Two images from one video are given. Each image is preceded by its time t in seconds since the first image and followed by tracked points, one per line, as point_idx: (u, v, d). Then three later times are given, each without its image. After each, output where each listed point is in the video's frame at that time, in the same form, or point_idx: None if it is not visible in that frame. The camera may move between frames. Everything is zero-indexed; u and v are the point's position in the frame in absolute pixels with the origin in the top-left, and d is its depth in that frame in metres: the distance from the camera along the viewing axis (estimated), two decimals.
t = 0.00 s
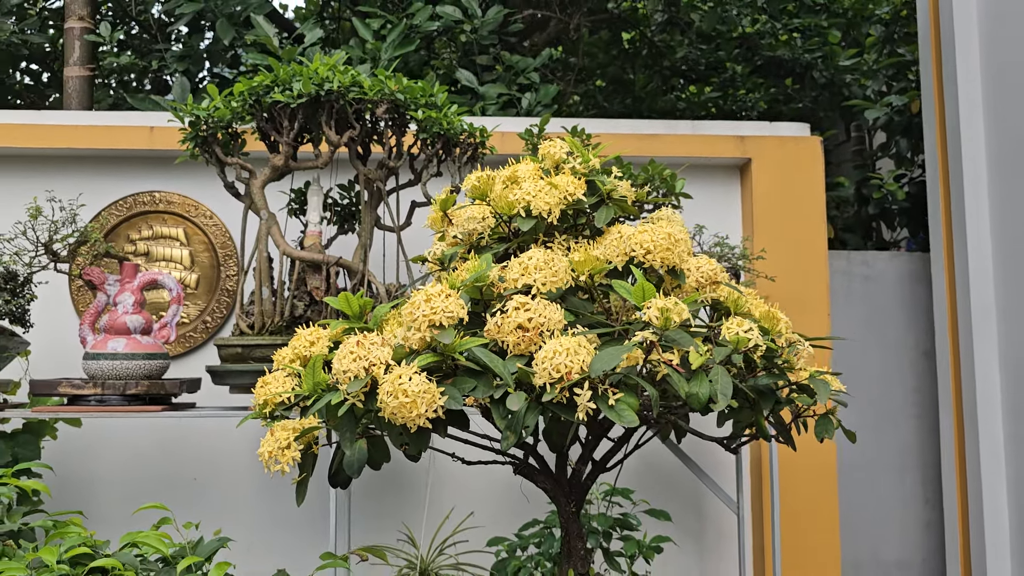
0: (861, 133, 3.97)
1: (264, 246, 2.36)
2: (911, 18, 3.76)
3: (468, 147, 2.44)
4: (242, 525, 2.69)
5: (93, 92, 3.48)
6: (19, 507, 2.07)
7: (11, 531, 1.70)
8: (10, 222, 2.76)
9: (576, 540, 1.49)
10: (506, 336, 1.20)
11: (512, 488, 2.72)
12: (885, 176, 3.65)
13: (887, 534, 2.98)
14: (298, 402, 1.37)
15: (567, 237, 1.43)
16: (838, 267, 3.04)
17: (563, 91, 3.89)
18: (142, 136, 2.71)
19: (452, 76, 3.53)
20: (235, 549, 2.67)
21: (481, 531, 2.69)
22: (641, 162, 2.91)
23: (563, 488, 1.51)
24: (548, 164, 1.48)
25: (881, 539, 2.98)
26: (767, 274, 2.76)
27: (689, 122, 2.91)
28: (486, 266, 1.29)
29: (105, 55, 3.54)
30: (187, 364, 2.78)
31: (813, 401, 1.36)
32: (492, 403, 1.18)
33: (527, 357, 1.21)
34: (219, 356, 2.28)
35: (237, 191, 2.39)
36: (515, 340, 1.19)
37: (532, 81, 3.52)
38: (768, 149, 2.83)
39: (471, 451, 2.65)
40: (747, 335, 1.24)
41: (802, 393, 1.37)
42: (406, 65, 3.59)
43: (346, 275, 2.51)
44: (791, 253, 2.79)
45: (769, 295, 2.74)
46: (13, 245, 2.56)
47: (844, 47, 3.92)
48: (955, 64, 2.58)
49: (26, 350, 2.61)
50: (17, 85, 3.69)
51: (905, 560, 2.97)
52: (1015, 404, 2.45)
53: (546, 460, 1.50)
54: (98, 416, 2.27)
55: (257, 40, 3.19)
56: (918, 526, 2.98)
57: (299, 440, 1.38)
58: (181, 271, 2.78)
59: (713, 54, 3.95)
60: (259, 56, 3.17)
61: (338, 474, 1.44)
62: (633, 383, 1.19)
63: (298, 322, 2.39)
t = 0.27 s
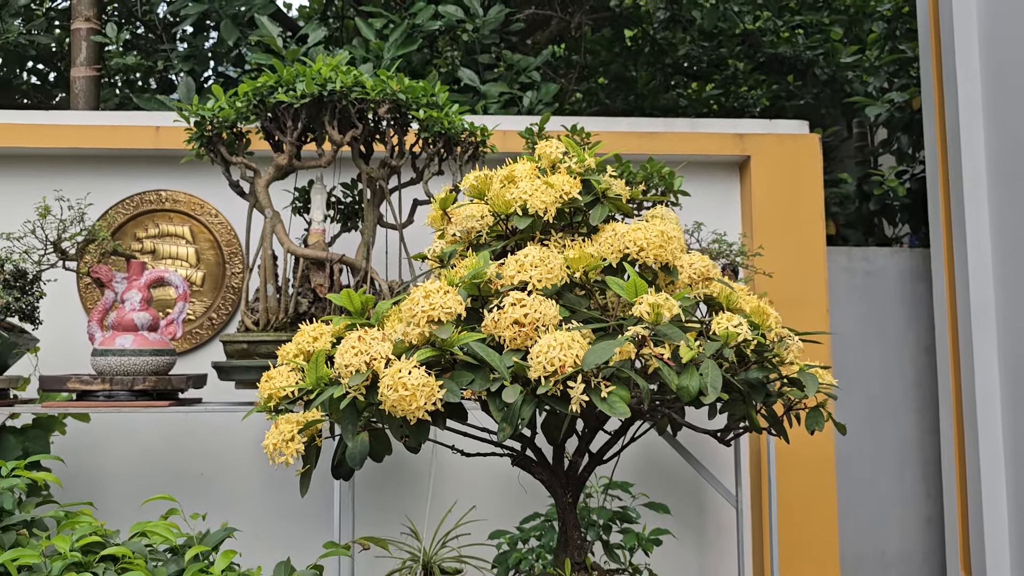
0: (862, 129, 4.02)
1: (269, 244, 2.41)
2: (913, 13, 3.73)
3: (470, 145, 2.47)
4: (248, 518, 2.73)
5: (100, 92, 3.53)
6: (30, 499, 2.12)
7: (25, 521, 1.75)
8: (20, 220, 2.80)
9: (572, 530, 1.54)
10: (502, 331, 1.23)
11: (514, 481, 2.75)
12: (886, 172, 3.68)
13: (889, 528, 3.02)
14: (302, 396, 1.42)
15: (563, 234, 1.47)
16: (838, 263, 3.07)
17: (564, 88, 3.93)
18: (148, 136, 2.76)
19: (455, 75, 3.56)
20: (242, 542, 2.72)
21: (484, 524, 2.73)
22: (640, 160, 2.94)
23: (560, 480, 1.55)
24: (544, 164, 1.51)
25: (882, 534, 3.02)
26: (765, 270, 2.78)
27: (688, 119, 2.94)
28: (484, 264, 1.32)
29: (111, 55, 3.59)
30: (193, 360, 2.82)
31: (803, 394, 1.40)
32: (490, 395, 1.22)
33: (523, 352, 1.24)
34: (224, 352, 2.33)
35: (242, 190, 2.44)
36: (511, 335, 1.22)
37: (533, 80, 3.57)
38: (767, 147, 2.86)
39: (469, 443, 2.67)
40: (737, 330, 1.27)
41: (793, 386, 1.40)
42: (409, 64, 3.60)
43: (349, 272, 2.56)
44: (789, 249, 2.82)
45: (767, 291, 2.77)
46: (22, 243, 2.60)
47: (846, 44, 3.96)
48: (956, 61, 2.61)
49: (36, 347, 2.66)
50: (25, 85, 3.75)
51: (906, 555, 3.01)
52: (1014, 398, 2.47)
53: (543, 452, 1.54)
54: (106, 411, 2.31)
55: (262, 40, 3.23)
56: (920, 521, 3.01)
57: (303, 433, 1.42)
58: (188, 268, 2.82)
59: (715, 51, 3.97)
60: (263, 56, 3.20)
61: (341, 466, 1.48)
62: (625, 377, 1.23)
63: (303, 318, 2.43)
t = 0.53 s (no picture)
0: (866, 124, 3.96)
1: (273, 238, 2.44)
2: (915, 9, 3.79)
3: (471, 141, 2.50)
4: (253, 509, 2.77)
5: (104, 88, 3.57)
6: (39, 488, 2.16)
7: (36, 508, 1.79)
8: (27, 216, 2.84)
9: (570, 517, 1.56)
10: (500, 321, 1.26)
11: (515, 472, 2.79)
12: (887, 167, 3.70)
13: (890, 520, 3.05)
14: (305, 386, 1.45)
15: (562, 227, 1.49)
16: (839, 257, 3.09)
17: (566, 84, 3.96)
18: (153, 132, 2.79)
19: (456, 71, 3.56)
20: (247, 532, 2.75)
21: (485, 515, 2.76)
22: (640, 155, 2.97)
23: (558, 468, 1.58)
24: (542, 158, 1.54)
25: (883, 526, 3.05)
26: (764, 263, 2.81)
27: (688, 114, 2.96)
28: (483, 256, 1.35)
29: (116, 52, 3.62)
30: (198, 353, 2.86)
31: (797, 383, 1.43)
32: (488, 383, 1.25)
33: (521, 342, 1.27)
34: (229, 345, 2.36)
35: (246, 185, 2.47)
36: (509, 325, 1.25)
37: (535, 75, 3.60)
38: (766, 141, 2.88)
39: (469, 432, 2.71)
40: (729, 320, 1.30)
41: (787, 376, 1.43)
42: (411, 59, 3.56)
43: (352, 266, 2.59)
44: (787, 243, 2.84)
45: (765, 285, 2.80)
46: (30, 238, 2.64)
47: (848, 38, 3.95)
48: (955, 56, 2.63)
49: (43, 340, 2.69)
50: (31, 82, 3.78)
51: (906, 546, 3.04)
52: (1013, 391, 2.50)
53: (542, 441, 1.57)
54: (113, 403, 2.35)
55: (265, 37, 3.26)
56: (920, 513, 3.04)
57: (306, 421, 1.45)
58: (193, 263, 2.85)
59: (717, 46, 3.98)
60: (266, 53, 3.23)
61: (344, 454, 1.51)
62: (620, 366, 1.25)
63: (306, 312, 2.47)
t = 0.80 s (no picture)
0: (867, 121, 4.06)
1: (278, 235, 2.47)
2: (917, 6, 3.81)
3: (473, 138, 2.53)
4: (259, 503, 2.80)
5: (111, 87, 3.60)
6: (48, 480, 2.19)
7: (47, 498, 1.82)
8: (35, 213, 2.87)
9: (570, 507, 1.59)
10: (501, 315, 1.29)
11: (517, 465, 2.81)
12: (888, 164, 3.72)
13: (891, 516, 3.07)
14: (310, 379, 1.48)
15: (562, 223, 1.52)
16: (840, 253, 3.11)
17: (568, 81, 3.99)
18: (159, 130, 2.82)
19: (461, 69, 3.59)
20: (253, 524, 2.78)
21: (488, 509, 2.79)
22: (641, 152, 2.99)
23: (558, 460, 1.61)
24: (542, 155, 1.56)
25: (885, 522, 3.07)
26: (764, 260, 2.83)
27: (689, 112, 2.99)
28: (484, 251, 1.38)
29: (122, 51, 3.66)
30: (204, 349, 2.89)
31: (793, 376, 1.45)
32: (489, 375, 1.28)
33: (521, 335, 1.30)
34: (235, 341, 2.39)
35: (251, 183, 2.50)
36: (509, 319, 1.28)
37: (537, 73, 3.62)
38: (766, 139, 2.91)
39: (471, 424, 2.74)
40: (725, 313, 1.32)
41: (783, 368, 1.46)
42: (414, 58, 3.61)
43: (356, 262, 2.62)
44: (787, 239, 2.87)
45: (765, 281, 2.82)
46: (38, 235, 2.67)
47: (850, 36, 3.97)
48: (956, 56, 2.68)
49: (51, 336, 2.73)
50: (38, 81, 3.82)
51: (907, 542, 3.06)
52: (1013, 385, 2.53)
53: (542, 433, 1.60)
54: (120, 398, 2.38)
55: (269, 35, 3.29)
56: (922, 508, 3.07)
57: (311, 414, 1.48)
58: (198, 260, 2.89)
59: (719, 43, 3.99)
60: (271, 51, 3.26)
61: (348, 446, 1.55)
62: (618, 359, 1.28)
63: (311, 308, 2.50)
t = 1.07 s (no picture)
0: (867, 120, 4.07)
1: (281, 233, 2.50)
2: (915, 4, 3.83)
3: (474, 137, 2.55)
4: (262, 497, 2.84)
5: (114, 85, 3.63)
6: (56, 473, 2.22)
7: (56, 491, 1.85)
8: (41, 211, 2.90)
9: (569, 499, 1.62)
10: (501, 310, 1.32)
11: (519, 460, 2.84)
12: (887, 163, 3.74)
13: (889, 512, 3.10)
14: (314, 373, 1.51)
15: (561, 221, 1.55)
16: (839, 251, 3.14)
17: (568, 80, 4.01)
18: (163, 129, 2.85)
19: (461, 68, 3.63)
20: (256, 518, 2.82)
21: (489, 503, 2.82)
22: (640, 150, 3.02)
23: (558, 453, 1.64)
24: (542, 153, 1.59)
25: (882, 518, 3.10)
26: (762, 257, 2.86)
27: (688, 111, 3.01)
28: (485, 248, 1.41)
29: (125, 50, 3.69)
30: (208, 345, 2.93)
31: (788, 371, 1.48)
32: (490, 369, 1.31)
33: (521, 330, 1.33)
34: (238, 337, 2.42)
35: (254, 181, 2.53)
36: (509, 314, 1.31)
37: (537, 72, 3.64)
38: (764, 137, 2.93)
39: (471, 419, 2.77)
40: (721, 308, 1.35)
41: (779, 363, 1.49)
42: (416, 57, 3.66)
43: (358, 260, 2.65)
44: (784, 237, 2.89)
45: (763, 279, 2.85)
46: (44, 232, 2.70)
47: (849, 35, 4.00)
48: (954, 55, 2.71)
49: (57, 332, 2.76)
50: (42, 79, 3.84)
51: (905, 538, 3.09)
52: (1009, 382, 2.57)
53: (542, 426, 1.63)
54: (126, 393, 2.41)
55: (272, 35, 3.31)
56: (919, 505, 3.10)
57: (315, 408, 1.51)
58: (201, 257, 2.92)
59: (719, 42, 4.02)
60: (273, 51, 3.28)
61: (351, 440, 1.58)
62: (617, 353, 1.31)
63: (314, 305, 2.53)
